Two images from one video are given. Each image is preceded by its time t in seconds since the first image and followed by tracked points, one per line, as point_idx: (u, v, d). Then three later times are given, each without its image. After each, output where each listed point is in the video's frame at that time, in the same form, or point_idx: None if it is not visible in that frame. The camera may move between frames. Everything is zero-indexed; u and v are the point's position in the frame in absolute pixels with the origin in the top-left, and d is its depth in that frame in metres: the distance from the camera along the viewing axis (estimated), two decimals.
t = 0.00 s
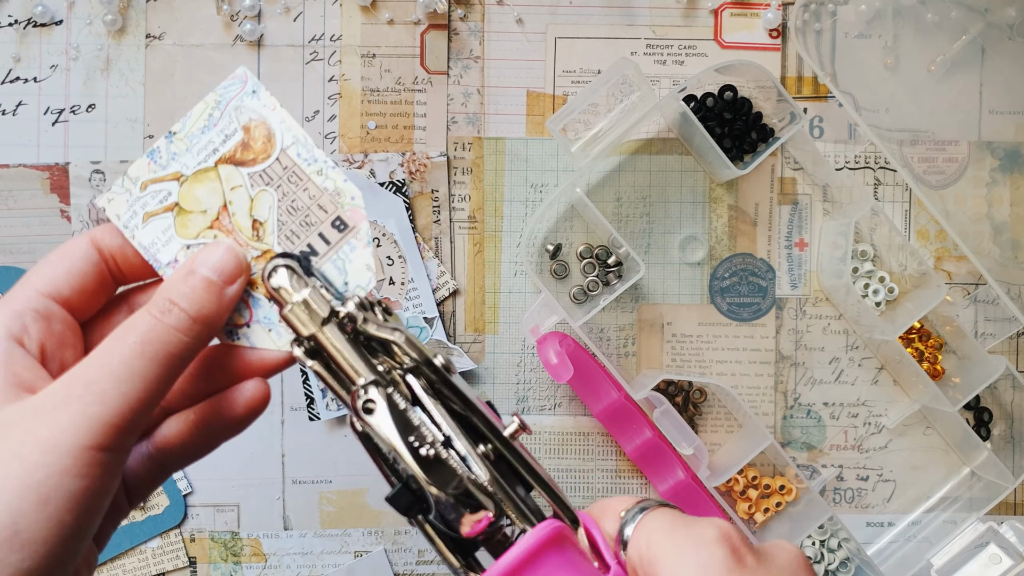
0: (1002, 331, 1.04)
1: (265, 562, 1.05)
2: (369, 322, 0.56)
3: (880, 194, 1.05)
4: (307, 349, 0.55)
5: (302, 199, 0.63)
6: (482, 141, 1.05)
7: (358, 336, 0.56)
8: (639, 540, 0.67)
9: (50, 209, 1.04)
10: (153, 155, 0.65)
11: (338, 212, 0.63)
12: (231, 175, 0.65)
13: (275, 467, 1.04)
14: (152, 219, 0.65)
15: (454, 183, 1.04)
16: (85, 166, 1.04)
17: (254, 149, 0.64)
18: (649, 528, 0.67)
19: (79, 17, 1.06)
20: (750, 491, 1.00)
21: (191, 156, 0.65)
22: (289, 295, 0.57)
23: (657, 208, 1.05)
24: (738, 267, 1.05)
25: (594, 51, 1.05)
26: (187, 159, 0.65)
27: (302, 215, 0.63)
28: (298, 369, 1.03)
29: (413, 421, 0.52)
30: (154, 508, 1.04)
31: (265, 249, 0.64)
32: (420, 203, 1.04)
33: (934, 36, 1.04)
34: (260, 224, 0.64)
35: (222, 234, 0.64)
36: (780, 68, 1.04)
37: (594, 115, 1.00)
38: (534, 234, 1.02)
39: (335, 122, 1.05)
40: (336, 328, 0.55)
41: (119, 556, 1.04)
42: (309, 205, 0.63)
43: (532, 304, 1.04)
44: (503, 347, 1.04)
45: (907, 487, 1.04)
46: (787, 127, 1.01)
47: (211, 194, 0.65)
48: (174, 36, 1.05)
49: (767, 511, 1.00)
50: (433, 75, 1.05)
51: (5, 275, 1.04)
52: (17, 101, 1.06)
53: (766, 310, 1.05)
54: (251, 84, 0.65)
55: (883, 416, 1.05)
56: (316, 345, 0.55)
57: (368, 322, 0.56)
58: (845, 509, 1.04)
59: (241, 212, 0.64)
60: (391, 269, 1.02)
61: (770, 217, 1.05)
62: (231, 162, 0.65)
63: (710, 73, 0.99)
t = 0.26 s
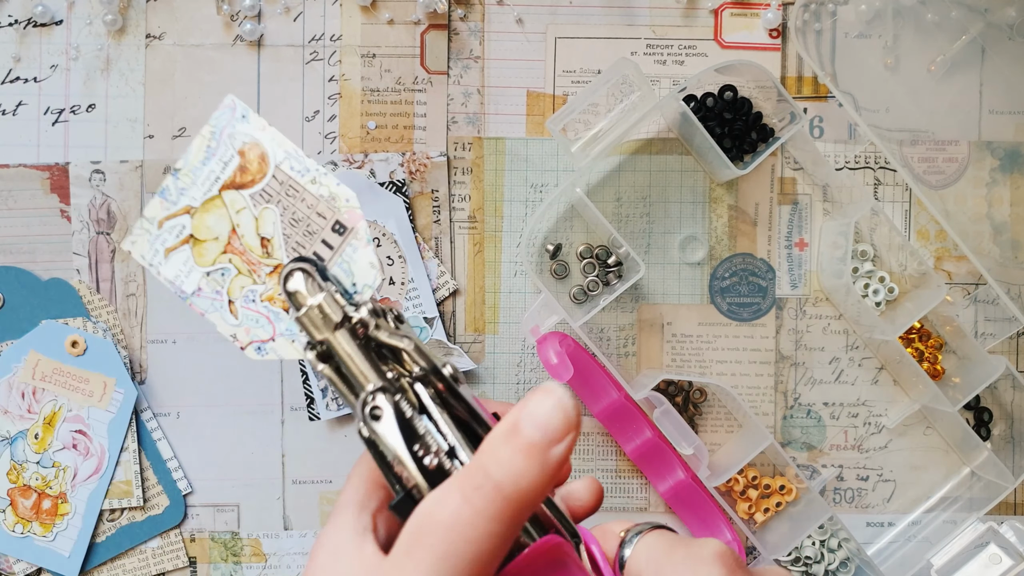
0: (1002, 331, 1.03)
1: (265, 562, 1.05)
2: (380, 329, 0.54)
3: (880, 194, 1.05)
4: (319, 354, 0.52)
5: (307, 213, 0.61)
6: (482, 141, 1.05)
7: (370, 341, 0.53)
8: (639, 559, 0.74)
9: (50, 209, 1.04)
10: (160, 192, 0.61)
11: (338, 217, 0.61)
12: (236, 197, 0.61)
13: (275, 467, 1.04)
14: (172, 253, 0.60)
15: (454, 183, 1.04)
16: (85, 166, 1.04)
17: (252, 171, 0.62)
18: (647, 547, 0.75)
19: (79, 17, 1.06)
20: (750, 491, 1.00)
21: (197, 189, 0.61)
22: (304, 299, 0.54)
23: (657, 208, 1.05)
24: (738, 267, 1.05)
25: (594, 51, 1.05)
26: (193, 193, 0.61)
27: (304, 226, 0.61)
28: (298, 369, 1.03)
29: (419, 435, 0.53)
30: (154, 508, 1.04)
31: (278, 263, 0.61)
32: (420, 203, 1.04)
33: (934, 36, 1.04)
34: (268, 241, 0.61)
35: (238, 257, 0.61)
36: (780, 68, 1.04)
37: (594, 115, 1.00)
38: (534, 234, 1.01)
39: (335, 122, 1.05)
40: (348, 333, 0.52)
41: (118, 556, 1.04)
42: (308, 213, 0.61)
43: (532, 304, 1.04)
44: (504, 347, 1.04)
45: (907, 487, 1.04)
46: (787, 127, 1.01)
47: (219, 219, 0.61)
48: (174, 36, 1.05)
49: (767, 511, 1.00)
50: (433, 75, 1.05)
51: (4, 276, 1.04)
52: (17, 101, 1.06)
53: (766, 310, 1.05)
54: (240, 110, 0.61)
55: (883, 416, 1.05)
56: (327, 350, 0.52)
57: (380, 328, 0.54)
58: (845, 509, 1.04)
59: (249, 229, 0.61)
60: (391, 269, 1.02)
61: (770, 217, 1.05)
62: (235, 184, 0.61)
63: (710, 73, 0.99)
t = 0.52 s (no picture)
0: (1002, 331, 1.04)
1: (265, 562, 1.05)
2: (355, 331, 0.68)
3: (880, 194, 1.05)
4: (303, 353, 0.67)
5: (258, 262, 0.81)
6: (482, 141, 1.05)
7: (347, 341, 0.67)
8: (590, 530, 0.76)
9: (50, 209, 1.04)
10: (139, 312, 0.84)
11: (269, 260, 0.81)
12: (201, 284, 0.83)
13: (275, 467, 1.04)
14: (171, 354, 0.84)
15: (454, 183, 1.04)
16: (85, 166, 1.04)
17: (199, 254, 0.82)
18: (595, 520, 0.77)
19: (80, 18, 1.06)
20: (750, 491, 1.00)
21: (164, 294, 0.84)
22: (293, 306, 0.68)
23: (657, 208, 1.05)
24: (738, 267, 1.05)
25: (594, 51, 1.05)
26: (162, 296, 0.84)
27: (262, 270, 0.81)
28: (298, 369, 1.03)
29: (383, 416, 0.65)
30: (154, 508, 1.04)
31: (257, 309, 0.83)
32: (420, 203, 1.04)
33: (934, 36, 1.04)
34: (241, 298, 0.82)
35: (228, 324, 0.83)
36: (780, 69, 1.05)
37: (594, 115, 1.00)
38: (534, 234, 1.01)
39: (335, 122, 1.05)
40: (329, 334, 0.66)
41: (119, 556, 1.04)
42: (259, 260, 0.81)
43: (532, 304, 1.04)
44: (504, 347, 1.04)
45: (907, 487, 1.04)
46: (787, 127, 1.01)
47: (195, 306, 0.83)
48: (174, 36, 1.05)
49: (767, 511, 1.00)
50: (433, 75, 1.05)
51: (4, 276, 1.04)
52: (16, 101, 1.06)
53: (766, 310, 1.05)
54: (167, 215, 0.82)
55: (883, 415, 1.05)
56: (310, 350, 0.67)
57: (354, 329, 0.68)
58: (845, 509, 1.04)
59: (224, 305, 0.82)
60: (391, 269, 1.02)
61: (770, 217, 1.05)
62: (189, 276, 0.83)
63: (710, 73, 0.99)
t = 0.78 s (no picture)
0: (1002, 331, 1.03)
1: (265, 562, 1.05)
2: (446, 366, 0.71)
3: (880, 194, 1.05)
4: (394, 370, 0.70)
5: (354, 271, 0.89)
6: (482, 141, 1.05)
7: (433, 371, 0.71)
8: None
9: (50, 209, 1.04)
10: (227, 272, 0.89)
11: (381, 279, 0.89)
12: (297, 265, 0.89)
13: (275, 467, 1.04)
14: (245, 322, 0.89)
15: (454, 183, 1.04)
16: (85, 166, 1.04)
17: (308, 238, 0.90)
18: None
19: (80, 18, 1.06)
20: (749, 491, 1.00)
21: (259, 262, 0.89)
22: (394, 323, 0.72)
23: (657, 208, 1.05)
24: (738, 267, 1.05)
25: (594, 51, 1.05)
26: (257, 266, 0.89)
27: (366, 276, 0.89)
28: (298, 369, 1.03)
29: (458, 454, 0.68)
30: (154, 508, 1.04)
31: (348, 310, 0.89)
32: (420, 203, 1.04)
33: (934, 36, 1.04)
34: (336, 293, 0.89)
35: (314, 312, 0.88)
36: (780, 69, 1.05)
37: (594, 115, 1.00)
38: (534, 234, 1.01)
39: (335, 122, 1.05)
40: (424, 362, 0.70)
41: (119, 556, 1.04)
42: (368, 265, 0.90)
43: (532, 304, 1.04)
44: (504, 347, 1.04)
45: (907, 487, 1.04)
46: (787, 127, 1.01)
47: (287, 285, 0.89)
48: (174, 36, 1.05)
49: (767, 511, 1.00)
50: (433, 75, 1.05)
51: (4, 276, 1.04)
52: (16, 101, 1.06)
53: (766, 310, 1.05)
54: (288, 194, 0.91)
55: (883, 415, 1.05)
56: (401, 368, 0.69)
57: (444, 364, 0.71)
58: (845, 509, 1.04)
59: (317, 291, 0.89)
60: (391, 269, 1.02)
61: (770, 217, 1.05)
62: (287, 257, 0.89)
63: (710, 73, 0.99)
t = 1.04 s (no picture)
0: (1002, 331, 1.03)
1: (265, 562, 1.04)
2: (400, 406, 0.59)
3: (880, 194, 1.05)
4: (339, 417, 0.59)
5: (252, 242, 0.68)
6: (482, 141, 1.05)
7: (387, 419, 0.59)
8: None
9: (50, 209, 1.04)
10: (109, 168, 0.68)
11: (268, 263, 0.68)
12: (187, 193, 0.68)
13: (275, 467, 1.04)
14: (118, 232, 0.68)
15: (454, 183, 1.04)
16: (85, 166, 1.04)
17: (209, 179, 0.69)
18: None
19: (79, 18, 1.06)
20: (749, 491, 1.00)
21: (148, 172, 0.68)
22: (333, 367, 0.60)
23: (657, 208, 1.05)
24: (738, 267, 1.05)
25: (594, 51, 1.05)
26: (143, 174, 0.68)
27: (255, 241, 0.68)
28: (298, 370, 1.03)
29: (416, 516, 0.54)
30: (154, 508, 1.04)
31: (223, 270, 0.68)
32: (420, 203, 1.04)
33: (934, 36, 1.04)
34: (217, 247, 0.68)
35: (190, 253, 0.69)
36: (780, 69, 1.05)
37: (594, 115, 1.00)
38: (534, 234, 1.01)
39: (335, 122, 1.05)
40: (366, 409, 0.58)
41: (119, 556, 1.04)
42: (263, 233, 0.68)
43: (532, 305, 1.04)
44: (504, 347, 1.04)
45: (907, 487, 1.04)
46: (787, 127, 1.01)
47: (170, 211, 0.68)
48: (174, 36, 1.05)
49: (768, 511, 1.00)
50: (433, 75, 1.05)
51: (5, 276, 1.04)
52: (16, 101, 1.06)
53: (766, 310, 1.05)
54: (201, 108, 0.69)
55: (884, 416, 1.05)
56: (346, 416, 0.58)
57: (398, 405, 0.59)
58: (845, 509, 1.04)
59: (200, 231, 0.68)
60: (391, 269, 1.02)
61: (770, 217, 1.05)
62: (189, 180, 0.69)
63: (710, 73, 0.99)
